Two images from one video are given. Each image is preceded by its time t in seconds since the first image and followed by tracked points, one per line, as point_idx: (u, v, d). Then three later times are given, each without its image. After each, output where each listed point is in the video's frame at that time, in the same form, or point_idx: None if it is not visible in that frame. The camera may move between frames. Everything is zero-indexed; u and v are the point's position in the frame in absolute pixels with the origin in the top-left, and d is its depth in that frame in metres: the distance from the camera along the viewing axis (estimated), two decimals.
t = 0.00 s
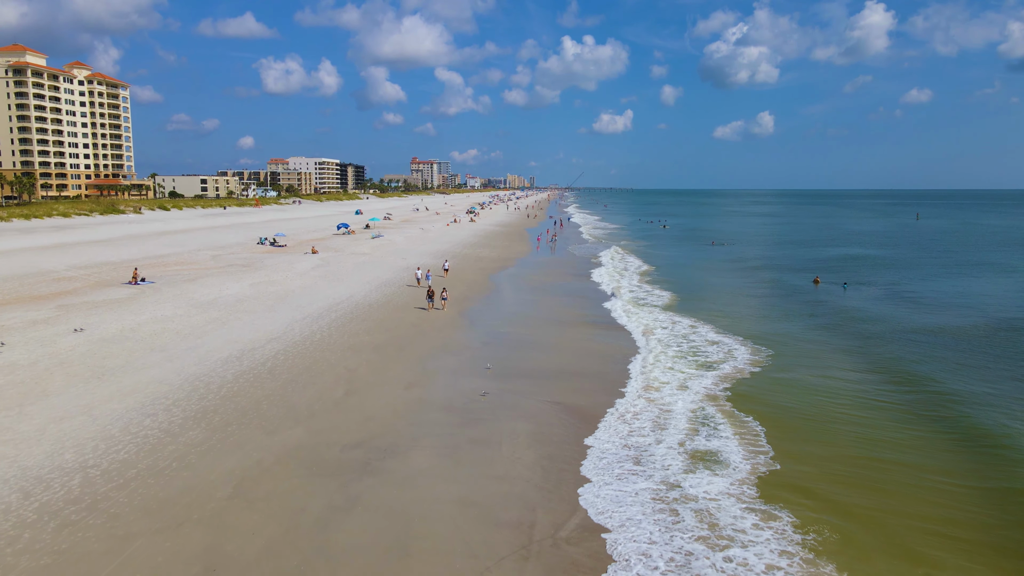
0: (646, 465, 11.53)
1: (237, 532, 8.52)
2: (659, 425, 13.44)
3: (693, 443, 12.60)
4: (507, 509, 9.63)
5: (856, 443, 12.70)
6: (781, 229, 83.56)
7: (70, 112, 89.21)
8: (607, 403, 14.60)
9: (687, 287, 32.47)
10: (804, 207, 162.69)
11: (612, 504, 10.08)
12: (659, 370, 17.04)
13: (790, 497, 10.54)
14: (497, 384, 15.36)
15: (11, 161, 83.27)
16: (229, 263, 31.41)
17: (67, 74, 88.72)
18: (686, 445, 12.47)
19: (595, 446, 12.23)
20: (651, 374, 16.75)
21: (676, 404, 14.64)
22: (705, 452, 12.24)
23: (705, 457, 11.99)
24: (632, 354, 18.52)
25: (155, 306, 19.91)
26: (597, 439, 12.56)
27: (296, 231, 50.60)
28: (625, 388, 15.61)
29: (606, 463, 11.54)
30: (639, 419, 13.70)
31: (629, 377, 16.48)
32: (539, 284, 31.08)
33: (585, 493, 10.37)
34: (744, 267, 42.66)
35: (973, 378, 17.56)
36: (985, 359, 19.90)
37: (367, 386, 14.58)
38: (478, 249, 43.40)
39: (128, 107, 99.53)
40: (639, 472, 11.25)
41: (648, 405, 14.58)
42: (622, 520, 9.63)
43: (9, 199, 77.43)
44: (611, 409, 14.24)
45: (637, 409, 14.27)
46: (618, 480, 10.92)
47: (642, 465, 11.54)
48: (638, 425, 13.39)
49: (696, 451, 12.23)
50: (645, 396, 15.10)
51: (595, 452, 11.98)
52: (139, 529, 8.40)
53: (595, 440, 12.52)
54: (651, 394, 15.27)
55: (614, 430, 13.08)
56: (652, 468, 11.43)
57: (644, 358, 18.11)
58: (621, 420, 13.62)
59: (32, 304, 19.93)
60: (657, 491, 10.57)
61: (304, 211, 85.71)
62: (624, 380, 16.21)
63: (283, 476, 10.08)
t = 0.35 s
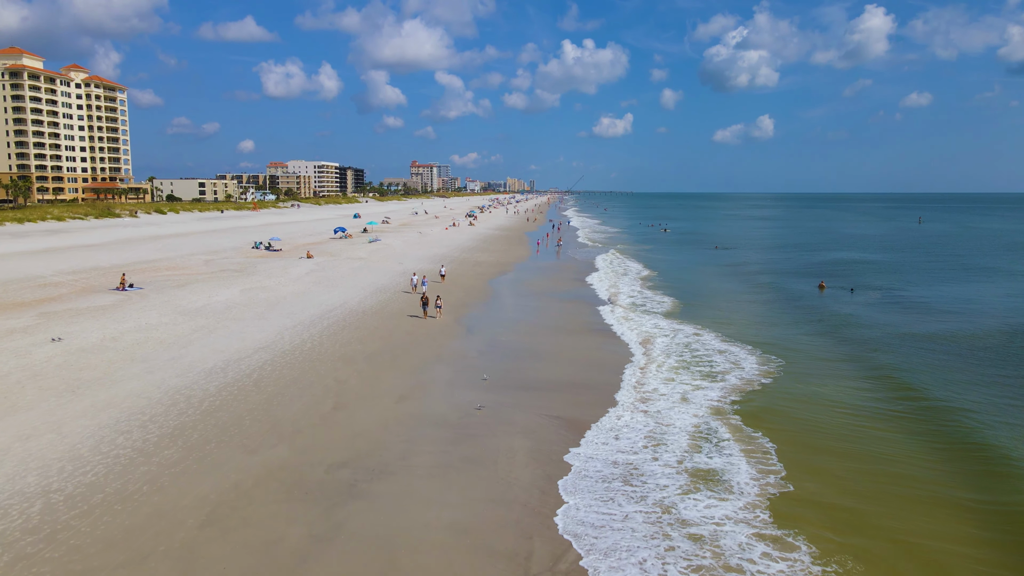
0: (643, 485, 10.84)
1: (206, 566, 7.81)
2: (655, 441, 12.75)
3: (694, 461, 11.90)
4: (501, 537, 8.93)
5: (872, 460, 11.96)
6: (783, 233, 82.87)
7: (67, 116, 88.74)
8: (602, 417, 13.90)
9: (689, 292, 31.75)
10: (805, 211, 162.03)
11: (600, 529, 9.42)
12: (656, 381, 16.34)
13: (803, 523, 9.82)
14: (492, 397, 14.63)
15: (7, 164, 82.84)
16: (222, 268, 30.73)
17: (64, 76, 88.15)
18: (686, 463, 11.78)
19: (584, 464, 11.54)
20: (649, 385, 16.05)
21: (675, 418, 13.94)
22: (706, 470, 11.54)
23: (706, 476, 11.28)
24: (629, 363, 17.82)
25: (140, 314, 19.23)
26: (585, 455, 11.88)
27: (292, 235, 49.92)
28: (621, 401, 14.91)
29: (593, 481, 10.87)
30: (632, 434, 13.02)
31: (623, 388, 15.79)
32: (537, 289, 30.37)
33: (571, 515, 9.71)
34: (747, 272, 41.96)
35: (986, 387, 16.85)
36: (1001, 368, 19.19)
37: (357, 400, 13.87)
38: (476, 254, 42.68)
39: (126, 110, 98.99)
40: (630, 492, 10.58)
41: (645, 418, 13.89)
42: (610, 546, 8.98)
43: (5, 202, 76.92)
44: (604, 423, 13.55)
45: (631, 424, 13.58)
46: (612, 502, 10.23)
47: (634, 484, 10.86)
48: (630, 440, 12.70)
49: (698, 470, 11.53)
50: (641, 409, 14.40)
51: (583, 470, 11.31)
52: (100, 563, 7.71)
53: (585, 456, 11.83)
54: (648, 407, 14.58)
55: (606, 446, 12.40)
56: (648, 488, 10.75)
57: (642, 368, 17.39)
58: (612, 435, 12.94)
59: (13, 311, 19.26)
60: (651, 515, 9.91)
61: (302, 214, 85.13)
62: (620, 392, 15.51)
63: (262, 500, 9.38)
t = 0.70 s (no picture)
0: (636, 506, 10.20)
1: None
2: (651, 456, 12.08)
3: (695, 478, 11.25)
4: (494, 568, 8.27)
5: (893, 479, 11.20)
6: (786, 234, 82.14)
7: (64, 116, 88.23)
8: (595, 430, 13.23)
9: (692, 295, 31.07)
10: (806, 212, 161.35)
11: (586, 556, 8.77)
12: (654, 391, 15.66)
13: (818, 551, 9.11)
14: (489, 409, 13.92)
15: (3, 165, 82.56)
16: (213, 271, 30.05)
17: (61, 77, 87.54)
18: (685, 480, 11.13)
19: (574, 481, 10.89)
20: (648, 395, 15.35)
21: (675, 431, 13.24)
22: (708, 488, 10.88)
23: (709, 496, 10.60)
24: (625, 372, 17.13)
25: (124, 319, 18.56)
26: (574, 472, 11.22)
27: (288, 237, 49.23)
28: (615, 412, 14.22)
29: (580, 501, 10.23)
30: (625, 449, 12.35)
31: (616, 398, 15.13)
32: (535, 293, 29.64)
33: (555, 540, 9.07)
34: (750, 274, 41.27)
35: (1000, 396, 16.14)
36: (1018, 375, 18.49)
37: (346, 412, 13.18)
38: (474, 256, 41.98)
39: (123, 111, 98.34)
40: (620, 514, 9.92)
41: (642, 431, 13.22)
42: None
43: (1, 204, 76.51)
44: (597, 437, 12.88)
45: (625, 437, 12.92)
46: (601, 525, 9.59)
47: (625, 505, 10.21)
48: (622, 456, 12.04)
49: (698, 488, 10.87)
50: (636, 421, 13.73)
51: (569, 488, 10.65)
52: None
53: (574, 473, 11.17)
54: (646, 419, 13.89)
55: (598, 462, 11.73)
56: (642, 509, 10.10)
57: (640, 377, 16.69)
58: (602, 450, 12.28)
59: None
60: (642, 539, 9.26)
61: (300, 215, 84.57)
62: (614, 403, 14.83)
63: (238, 526, 8.71)
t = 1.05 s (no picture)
0: (627, 528, 9.54)
1: None
2: (644, 472, 11.42)
3: (697, 497, 10.58)
4: None
5: (917, 500, 10.49)
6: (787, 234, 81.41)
7: (60, 116, 87.62)
8: (585, 442, 12.58)
9: (694, 297, 30.38)
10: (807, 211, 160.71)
11: None
12: (655, 400, 14.98)
13: None
14: (484, 421, 13.25)
15: None
16: (205, 273, 29.37)
17: (57, 76, 86.88)
18: (684, 500, 10.46)
19: (559, 499, 10.24)
20: (648, 405, 14.68)
21: (676, 444, 12.56)
22: (710, 509, 10.21)
23: (713, 517, 9.94)
24: (621, 379, 16.46)
25: (108, 324, 17.91)
26: (556, 489, 10.58)
27: (284, 237, 48.56)
28: (608, 424, 13.57)
29: (563, 521, 9.59)
30: (614, 464, 11.70)
31: (609, 408, 14.45)
32: (534, 296, 28.95)
33: (532, 565, 8.43)
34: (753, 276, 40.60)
35: (1015, 403, 15.57)
36: None
37: (334, 424, 12.52)
38: (472, 257, 41.29)
39: (120, 110, 97.69)
40: (607, 536, 9.28)
41: (635, 445, 12.56)
42: None
43: None
44: (586, 450, 12.22)
45: (618, 451, 12.26)
46: (586, 549, 8.92)
47: (613, 527, 9.55)
48: (611, 471, 11.40)
49: (700, 509, 10.21)
50: (630, 433, 13.07)
51: (550, 506, 10.00)
52: None
53: (556, 490, 10.52)
54: (644, 432, 13.22)
55: (586, 478, 11.07)
56: (634, 532, 9.43)
57: (639, 385, 16.02)
58: (589, 464, 11.63)
59: None
60: (631, 566, 8.60)
61: (298, 215, 84.00)
62: (606, 413, 14.17)
63: (210, 555, 8.07)
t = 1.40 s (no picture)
0: (618, 555, 8.87)
1: None
2: (637, 490, 10.77)
3: (699, 518, 9.92)
4: None
5: (944, 523, 9.80)
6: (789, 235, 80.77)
7: (56, 116, 86.90)
8: (575, 456, 11.93)
9: (697, 300, 29.69)
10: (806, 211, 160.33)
11: None
12: (656, 410, 14.30)
13: None
14: (480, 434, 12.59)
15: None
16: (196, 276, 28.65)
17: (53, 76, 86.24)
18: (684, 522, 9.80)
19: (543, 521, 9.59)
20: (649, 415, 14.03)
21: (678, 459, 11.89)
22: (713, 532, 9.55)
23: (719, 541, 9.31)
24: (619, 388, 15.77)
25: (90, 330, 17.25)
26: (541, 509, 9.92)
27: (280, 239, 47.84)
28: (603, 436, 12.91)
29: (546, 546, 8.93)
30: (604, 480, 11.06)
31: (603, 419, 13.80)
32: (533, 299, 28.24)
33: None
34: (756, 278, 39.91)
35: None
36: None
37: (320, 437, 11.86)
38: (471, 258, 40.60)
39: (117, 110, 97.02)
40: (595, 562, 8.65)
41: (629, 459, 11.91)
42: None
43: None
44: (575, 465, 11.57)
45: (611, 467, 11.61)
46: None
47: (601, 553, 8.88)
48: (600, 489, 10.75)
49: (702, 532, 9.54)
50: (624, 447, 12.42)
51: (531, 527, 9.37)
52: None
53: (539, 509, 9.89)
54: (644, 445, 12.56)
55: (575, 497, 10.40)
56: (625, 559, 8.77)
57: (639, 395, 15.33)
58: (575, 480, 10.98)
59: None
60: None
61: (295, 215, 83.32)
62: (601, 424, 13.51)
63: None
